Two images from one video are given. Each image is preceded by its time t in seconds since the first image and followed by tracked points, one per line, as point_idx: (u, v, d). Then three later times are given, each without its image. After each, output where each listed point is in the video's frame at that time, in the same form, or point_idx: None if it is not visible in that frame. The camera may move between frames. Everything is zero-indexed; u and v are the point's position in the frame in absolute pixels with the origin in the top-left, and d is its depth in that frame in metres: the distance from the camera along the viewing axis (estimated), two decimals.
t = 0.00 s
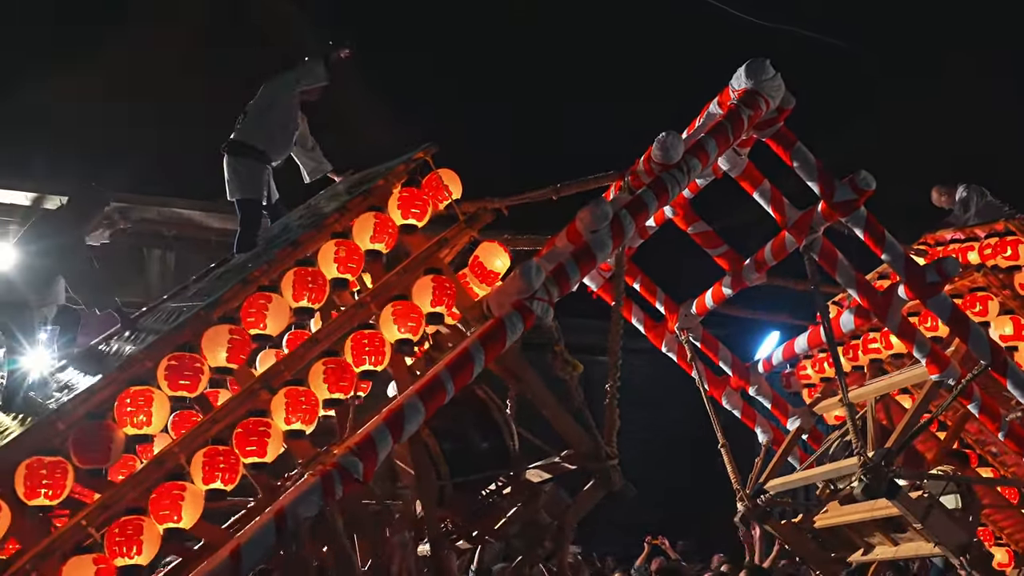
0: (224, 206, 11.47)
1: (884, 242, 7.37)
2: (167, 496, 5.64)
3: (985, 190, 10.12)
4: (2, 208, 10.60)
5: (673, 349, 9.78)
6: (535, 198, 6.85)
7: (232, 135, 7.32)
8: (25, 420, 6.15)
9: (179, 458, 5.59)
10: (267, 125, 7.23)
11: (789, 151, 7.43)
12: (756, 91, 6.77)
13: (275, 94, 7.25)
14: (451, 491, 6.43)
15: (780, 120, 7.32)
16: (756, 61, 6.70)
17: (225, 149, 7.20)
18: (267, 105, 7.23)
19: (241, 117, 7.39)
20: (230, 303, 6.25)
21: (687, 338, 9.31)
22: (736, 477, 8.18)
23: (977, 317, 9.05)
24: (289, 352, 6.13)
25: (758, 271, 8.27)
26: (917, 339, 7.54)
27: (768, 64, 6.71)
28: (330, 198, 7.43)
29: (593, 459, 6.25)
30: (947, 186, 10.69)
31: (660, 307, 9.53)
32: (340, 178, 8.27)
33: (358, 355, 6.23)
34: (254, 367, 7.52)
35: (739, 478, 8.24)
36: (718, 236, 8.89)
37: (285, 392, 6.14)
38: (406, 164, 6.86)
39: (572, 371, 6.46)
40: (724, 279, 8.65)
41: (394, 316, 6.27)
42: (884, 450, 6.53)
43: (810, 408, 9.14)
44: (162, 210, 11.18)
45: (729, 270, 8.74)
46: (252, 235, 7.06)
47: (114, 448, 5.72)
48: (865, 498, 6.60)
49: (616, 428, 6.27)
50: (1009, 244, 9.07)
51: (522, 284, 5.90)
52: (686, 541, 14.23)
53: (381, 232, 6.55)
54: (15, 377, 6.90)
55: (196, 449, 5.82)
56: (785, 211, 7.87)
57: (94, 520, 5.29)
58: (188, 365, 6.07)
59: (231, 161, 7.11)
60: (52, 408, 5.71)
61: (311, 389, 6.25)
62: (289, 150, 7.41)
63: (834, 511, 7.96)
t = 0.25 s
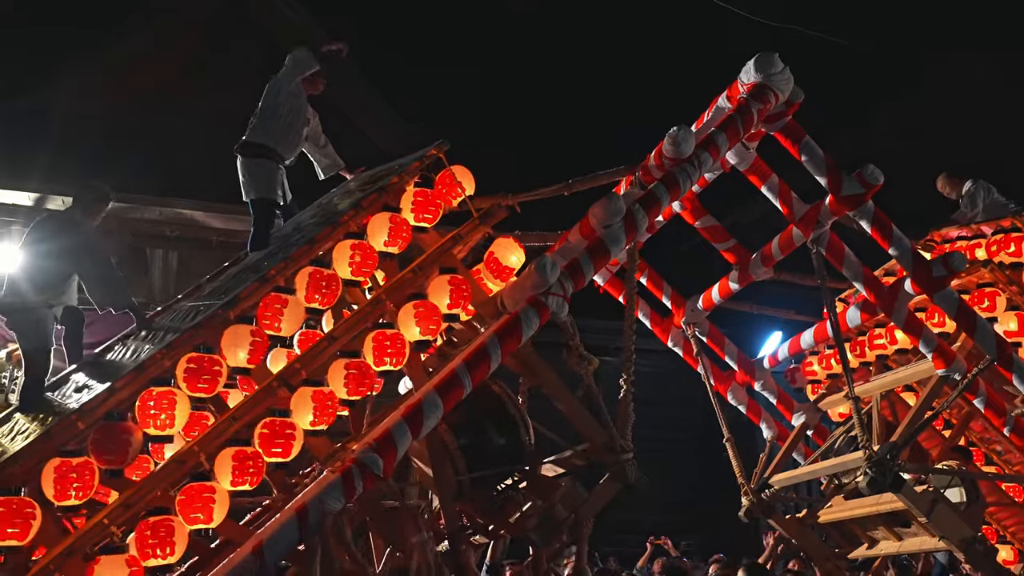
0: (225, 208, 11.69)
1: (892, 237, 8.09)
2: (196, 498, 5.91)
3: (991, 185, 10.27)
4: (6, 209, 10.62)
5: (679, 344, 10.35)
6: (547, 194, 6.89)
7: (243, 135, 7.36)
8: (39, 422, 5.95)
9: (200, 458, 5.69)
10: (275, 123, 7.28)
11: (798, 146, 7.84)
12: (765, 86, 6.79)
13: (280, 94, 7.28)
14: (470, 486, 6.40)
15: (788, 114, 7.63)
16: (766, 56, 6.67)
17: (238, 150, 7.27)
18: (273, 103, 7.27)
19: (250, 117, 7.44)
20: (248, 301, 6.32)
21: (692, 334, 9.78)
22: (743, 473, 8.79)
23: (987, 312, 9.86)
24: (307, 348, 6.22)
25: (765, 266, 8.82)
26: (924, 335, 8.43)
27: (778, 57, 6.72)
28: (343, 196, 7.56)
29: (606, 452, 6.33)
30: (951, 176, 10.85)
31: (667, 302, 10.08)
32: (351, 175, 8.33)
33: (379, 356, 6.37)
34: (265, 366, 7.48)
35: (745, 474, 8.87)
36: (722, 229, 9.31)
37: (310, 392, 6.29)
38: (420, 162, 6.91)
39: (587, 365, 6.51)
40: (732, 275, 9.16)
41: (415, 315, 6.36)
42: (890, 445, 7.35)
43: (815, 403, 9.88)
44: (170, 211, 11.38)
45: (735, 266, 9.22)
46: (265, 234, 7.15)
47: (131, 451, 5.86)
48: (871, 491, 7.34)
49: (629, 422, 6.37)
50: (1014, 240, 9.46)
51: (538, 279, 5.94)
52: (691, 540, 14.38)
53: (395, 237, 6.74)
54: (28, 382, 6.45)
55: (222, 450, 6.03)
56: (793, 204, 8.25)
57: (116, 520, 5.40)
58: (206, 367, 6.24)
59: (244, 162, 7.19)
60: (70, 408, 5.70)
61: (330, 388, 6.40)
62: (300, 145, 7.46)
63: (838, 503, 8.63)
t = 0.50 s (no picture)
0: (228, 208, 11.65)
1: (894, 237, 8.08)
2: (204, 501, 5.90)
3: (994, 188, 10.45)
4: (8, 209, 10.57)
5: (681, 344, 10.33)
6: (549, 195, 6.89)
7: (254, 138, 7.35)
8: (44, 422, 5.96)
9: (204, 459, 5.70)
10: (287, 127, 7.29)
11: (799, 146, 7.84)
12: (767, 86, 6.79)
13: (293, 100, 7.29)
14: (472, 487, 6.44)
15: (791, 115, 7.62)
16: (767, 56, 6.70)
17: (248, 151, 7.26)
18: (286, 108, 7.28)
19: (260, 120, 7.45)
20: (250, 304, 6.27)
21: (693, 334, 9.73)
22: (745, 473, 8.77)
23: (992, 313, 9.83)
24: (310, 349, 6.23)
25: (769, 267, 8.81)
26: (927, 335, 8.43)
27: (779, 58, 6.73)
28: (345, 198, 7.56)
29: (609, 454, 6.31)
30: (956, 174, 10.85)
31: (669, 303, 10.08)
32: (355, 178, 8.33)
33: (390, 359, 6.33)
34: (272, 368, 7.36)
35: (747, 474, 8.86)
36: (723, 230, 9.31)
37: (319, 394, 6.30)
38: (422, 163, 6.91)
39: (590, 366, 6.51)
40: (735, 276, 9.15)
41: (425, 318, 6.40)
42: (892, 445, 7.45)
43: (819, 403, 9.94)
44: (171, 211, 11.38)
45: (737, 266, 9.21)
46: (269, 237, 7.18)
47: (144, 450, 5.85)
48: (873, 492, 7.43)
49: (631, 423, 6.36)
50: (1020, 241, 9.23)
51: (540, 279, 5.95)
52: (693, 541, 14.40)
53: (407, 235, 6.74)
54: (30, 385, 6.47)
55: (227, 452, 6.07)
56: (796, 205, 8.25)
57: (119, 519, 5.42)
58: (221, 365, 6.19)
59: (254, 163, 7.18)
60: (74, 408, 5.71)
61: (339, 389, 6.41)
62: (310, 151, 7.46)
63: (841, 503, 8.69)
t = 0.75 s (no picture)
0: (229, 207, 11.71)
1: (896, 238, 8.07)
2: (195, 501, 5.83)
3: (996, 187, 10.44)
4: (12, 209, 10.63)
5: (683, 345, 10.33)
6: (552, 196, 6.89)
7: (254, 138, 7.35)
8: (43, 421, 5.98)
9: (204, 460, 5.72)
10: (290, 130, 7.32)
11: (801, 147, 7.85)
12: (769, 86, 6.80)
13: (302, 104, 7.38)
14: (473, 487, 6.39)
15: (792, 115, 7.60)
16: (768, 56, 6.70)
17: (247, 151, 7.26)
18: (291, 111, 7.34)
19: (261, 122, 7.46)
20: (252, 304, 6.28)
21: (696, 335, 9.69)
22: (747, 474, 8.78)
23: (993, 312, 9.79)
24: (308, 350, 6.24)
25: (770, 266, 8.80)
26: (929, 335, 8.43)
27: (781, 58, 6.73)
28: (345, 199, 7.56)
29: (610, 455, 6.34)
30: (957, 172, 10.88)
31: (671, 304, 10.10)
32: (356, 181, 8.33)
33: (388, 356, 6.36)
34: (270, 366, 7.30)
35: (749, 475, 8.86)
36: (725, 230, 9.32)
37: (312, 388, 6.17)
38: (425, 162, 6.91)
39: (592, 367, 6.51)
40: (736, 276, 9.17)
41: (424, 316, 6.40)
42: (894, 447, 7.36)
43: (821, 404, 9.95)
44: (173, 212, 11.43)
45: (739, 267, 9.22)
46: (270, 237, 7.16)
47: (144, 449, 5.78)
48: (876, 492, 7.36)
49: (633, 423, 6.37)
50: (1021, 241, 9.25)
51: (542, 280, 5.92)
52: (694, 541, 14.42)
53: (407, 228, 6.67)
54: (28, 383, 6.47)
55: (223, 452, 5.98)
56: (798, 204, 8.25)
57: (121, 520, 5.41)
58: (219, 359, 6.13)
59: (253, 163, 7.18)
60: (76, 408, 5.70)
61: (337, 387, 6.29)
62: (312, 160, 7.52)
63: (842, 503, 8.61)
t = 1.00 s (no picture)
0: (230, 208, 11.81)
1: (898, 238, 8.08)
2: (198, 502, 5.87)
3: (999, 187, 10.43)
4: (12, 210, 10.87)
5: (685, 345, 10.37)
6: (554, 196, 6.89)
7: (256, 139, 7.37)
8: (45, 422, 5.99)
9: (207, 460, 5.73)
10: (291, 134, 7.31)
11: (804, 146, 7.84)
12: (771, 86, 6.79)
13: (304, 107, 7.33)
14: (475, 488, 6.34)
15: (794, 115, 7.59)
16: (771, 56, 6.69)
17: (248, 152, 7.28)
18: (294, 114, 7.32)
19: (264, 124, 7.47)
20: (253, 305, 6.29)
21: (698, 334, 9.65)
22: (749, 474, 8.76)
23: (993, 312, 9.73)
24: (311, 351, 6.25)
25: (773, 266, 8.79)
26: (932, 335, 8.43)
27: (783, 58, 6.73)
28: (346, 200, 7.57)
29: (612, 454, 6.31)
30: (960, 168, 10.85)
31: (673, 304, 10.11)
32: (356, 181, 8.31)
33: (393, 356, 6.35)
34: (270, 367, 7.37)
35: (751, 475, 8.83)
36: (727, 231, 9.32)
37: (313, 388, 6.22)
38: (427, 162, 6.92)
39: (594, 367, 6.49)
40: (737, 276, 9.14)
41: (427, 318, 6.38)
42: (897, 447, 7.37)
43: (823, 406, 9.91)
44: (174, 212, 11.57)
45: (741, 267, 9.21)
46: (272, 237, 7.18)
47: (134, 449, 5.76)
48: (879, 492, 7.39)
49: (635, 423, 6.35)
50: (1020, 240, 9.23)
51: (545, 280, 5.91)
52: (696, 543, 14.38)
53: (402, 228, 6.64)
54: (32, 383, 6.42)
55: (225, 451, 5.87)
56: (799, 205, 8.24)
57: (122, 521, 5.42)
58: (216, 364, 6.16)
59: (253, 164, 7.20)
60: (77, 408, 5.71)
61: (339, 387, 6.33)
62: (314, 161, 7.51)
63: (845, 505, 8.63)
